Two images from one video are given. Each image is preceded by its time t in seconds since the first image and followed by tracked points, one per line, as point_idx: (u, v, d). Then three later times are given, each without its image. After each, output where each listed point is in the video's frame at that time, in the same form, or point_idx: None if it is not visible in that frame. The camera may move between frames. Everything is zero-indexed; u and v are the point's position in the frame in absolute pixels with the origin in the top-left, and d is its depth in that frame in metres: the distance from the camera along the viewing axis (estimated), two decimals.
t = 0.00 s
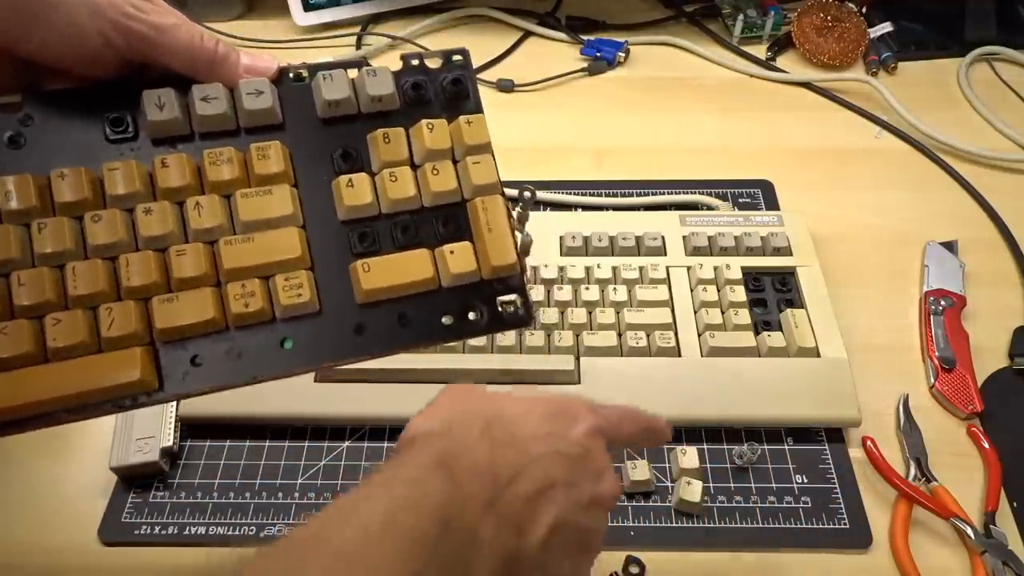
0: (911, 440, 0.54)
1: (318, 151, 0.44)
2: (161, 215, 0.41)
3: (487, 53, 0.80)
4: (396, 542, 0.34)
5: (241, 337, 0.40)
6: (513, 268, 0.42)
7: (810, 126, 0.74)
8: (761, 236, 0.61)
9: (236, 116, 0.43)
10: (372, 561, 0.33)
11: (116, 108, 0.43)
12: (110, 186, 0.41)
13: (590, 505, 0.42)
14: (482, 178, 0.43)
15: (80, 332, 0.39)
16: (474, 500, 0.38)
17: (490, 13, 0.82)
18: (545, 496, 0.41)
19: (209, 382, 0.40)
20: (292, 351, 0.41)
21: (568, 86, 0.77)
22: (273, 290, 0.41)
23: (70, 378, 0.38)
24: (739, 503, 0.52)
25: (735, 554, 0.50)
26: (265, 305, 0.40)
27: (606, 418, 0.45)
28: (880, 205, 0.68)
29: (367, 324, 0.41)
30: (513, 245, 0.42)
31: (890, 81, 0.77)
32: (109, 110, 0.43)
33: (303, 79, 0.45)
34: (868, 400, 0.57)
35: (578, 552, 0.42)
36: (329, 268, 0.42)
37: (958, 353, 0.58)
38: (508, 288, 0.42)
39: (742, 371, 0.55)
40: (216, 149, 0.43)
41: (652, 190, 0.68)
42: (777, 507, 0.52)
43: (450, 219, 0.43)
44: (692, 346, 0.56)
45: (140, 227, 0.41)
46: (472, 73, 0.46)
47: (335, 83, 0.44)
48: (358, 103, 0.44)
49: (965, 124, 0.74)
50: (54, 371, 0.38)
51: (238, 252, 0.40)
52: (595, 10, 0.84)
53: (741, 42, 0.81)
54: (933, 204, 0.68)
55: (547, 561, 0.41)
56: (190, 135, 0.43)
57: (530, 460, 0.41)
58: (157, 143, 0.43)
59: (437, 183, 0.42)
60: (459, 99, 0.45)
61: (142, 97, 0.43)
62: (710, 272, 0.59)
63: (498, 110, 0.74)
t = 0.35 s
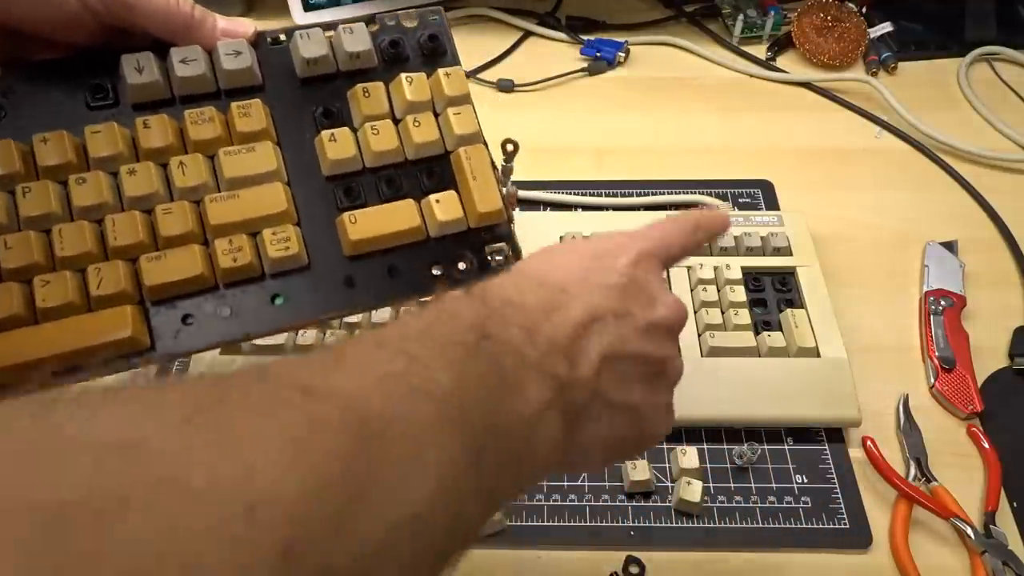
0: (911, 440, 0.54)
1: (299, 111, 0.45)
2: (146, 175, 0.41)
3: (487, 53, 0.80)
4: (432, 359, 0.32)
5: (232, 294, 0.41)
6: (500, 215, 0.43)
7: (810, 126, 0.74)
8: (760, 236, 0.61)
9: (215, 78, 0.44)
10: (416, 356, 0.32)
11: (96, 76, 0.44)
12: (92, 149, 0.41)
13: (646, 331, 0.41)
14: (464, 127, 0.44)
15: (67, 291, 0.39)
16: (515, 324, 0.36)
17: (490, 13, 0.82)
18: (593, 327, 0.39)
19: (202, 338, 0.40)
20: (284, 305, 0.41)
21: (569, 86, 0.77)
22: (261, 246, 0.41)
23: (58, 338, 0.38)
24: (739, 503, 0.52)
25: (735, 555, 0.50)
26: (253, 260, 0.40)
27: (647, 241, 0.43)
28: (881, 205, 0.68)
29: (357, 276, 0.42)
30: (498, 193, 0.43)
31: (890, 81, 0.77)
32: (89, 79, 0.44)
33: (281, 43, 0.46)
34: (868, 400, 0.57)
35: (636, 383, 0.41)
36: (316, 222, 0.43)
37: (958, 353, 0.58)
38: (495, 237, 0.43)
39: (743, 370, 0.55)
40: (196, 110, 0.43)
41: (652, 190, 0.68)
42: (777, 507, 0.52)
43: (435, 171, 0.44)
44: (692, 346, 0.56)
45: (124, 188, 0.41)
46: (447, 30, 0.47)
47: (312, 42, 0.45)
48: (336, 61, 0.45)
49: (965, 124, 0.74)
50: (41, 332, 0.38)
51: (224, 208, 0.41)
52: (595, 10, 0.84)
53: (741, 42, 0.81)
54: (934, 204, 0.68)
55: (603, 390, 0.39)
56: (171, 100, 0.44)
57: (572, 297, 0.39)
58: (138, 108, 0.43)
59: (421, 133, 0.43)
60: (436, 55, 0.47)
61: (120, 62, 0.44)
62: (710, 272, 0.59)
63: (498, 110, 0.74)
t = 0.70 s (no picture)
0: (911, 440, 0.54)
1: (312, 132, 0.44)
2: (141, 196, 0.40)
3: (487, 54, 0.80)
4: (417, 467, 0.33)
5: (224, 328, 0.40)
6: (518, 257, 0.41)
7: (810, 126, 0.74)
8: (760, 236, 0.61)
9: (223, 93, 0.43)
10: (395, 476, 0.33)
11: (93, 85, 0.43)
12: (86, 165, 0.41)
13: (641, 413, 0.40)
14: (484, 160, 0.42)
15: (49, 319, 0.38)
16: (508, 412, 0.36)
17: (490, 13, 0.82)
18: (591, 406, 0.38)
19: (189, 374, 0.39)
20: (277, 342, 0.40)
21: (569, 86, 0.77)
22: (257, 277, 0.41)
23: (38, 368, 0.38)
24: (739, 503, 0.52)
25: (736, 554, 0.50)
26: (247, 293, 0.40)
27: (642, 314, 0.42)
28: (880, 205, 0.68)
29: (358, 316, 0.41)
30: (518, 234, 0.41)
31: (890, 81, 0.77)
32: (85, 88, 0.43)
33: (298, 55, 0.45)
34: (868, 400, 0.57)
35: (630, 465, 0.40)
36: (320, 258, 0.42)
37: (958, 353, 0.58)
38: (513, 278, 0.42)
39: (744, 370, 0.55)
40: (199, 126, 0.42)
41: (651, 190, 0.68)
42: (776, 507, 0.52)
43: (450, 204, 0.42)
44: (692, 346, 0.56)
45: (117, 209, 0.40)
46: (477, 47, 0.45)
47: (330, 58, 0.44)
48: (354, 78, 0.44)
49: (965, 124, 0.74)
50: (23, 361, 0.38)
51: (219, 236, 0.40)
52: (595, 10, 0.84)
53: (741, 42, 0.81)
54: (933, 204, 0.68)
55: (598, 473, 0.38)
56: (176, 113, 0.43)
57: (572, 370, 0.38)
58: (140, 121, 0.43)
59: (436, 164, 0.42)
60: (463, 75, 0.45)
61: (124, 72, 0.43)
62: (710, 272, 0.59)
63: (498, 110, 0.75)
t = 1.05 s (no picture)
0: (911, 440, 0.54)
1: (313, 159, 0.44)
2: (137, 225, 0.40)
3: (487, 54, 0.80)
4: (386, 535, 0.33)
5: (222, 360, 0.40)
6: (520, 287, 0.42)
7: (810, 126, 0.74)
8: (761, 236, 0.61)
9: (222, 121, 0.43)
10: (351, 561, 0.32)
11: (90, 109, 0.43)
12: (80, 192, 0.41)
13: (613, 467, 0.40)
14: (487, 189, 0.42)
15: (41, 351, 0.38)
16: (475, 479, 0.35)
17: (490, 13, 0.82)
18: (561, 464, 0.38)
19: (184, 408, 0.39)
20: (275, 374, 0.40)
21: (569, 86, 0.77)
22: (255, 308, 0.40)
23: (29, 404, 0.38)
24: (739, 503, 0.52)
25: (735, 554, 0.50)
26: (246, 324, 0.40)
27: (612, 363, 0.41)
28: (880, 205, 0.68)
29: (357, 347, 0.41)
30: (520, 263, 0.42)
31: (890, 81, 0.77)
32: (82, 113, 0.43)
33: (297, 80, 0.45)
34: (867, 400, 0.57)
35: (599, 520, 0.40)
36: (319, 287, 0.42)
37: (959, 354, 0.58)
38: (515, 307, 0.42)
39: (743, 369, 0.55)
40: (197, 154, 0.42)
41: (651, 190, 0.68)
42: (777, 507, 0.52)
43: (452, 232, 0.42)
44: (691, 345, 0.56)
45: (113, 238, 0.40)
46: (479, 74, 0.46)
47: (331, 84, 0.44)
48: (355, 104, 0.44)
49: (965, 123, 0.74)
50: (14, 396, 0.38)
51: (218, 266, 0.40)
52: (595, 10, 0.84)
53: (741, 42, 0.81)
54: (933, 203, 0.68)
55: (569, 532, 0.38)
56: (172, 139, 0.43)
57: (540, 428, 0.38)
58: (136, 147, 0.43)
59: (438, 193, 0.42)
60: (466, 102, 0.45)
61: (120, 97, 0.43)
62: (710, 272, 0.59)
63: (497, 110, 0.75)
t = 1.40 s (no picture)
0: (911, 440, 0.54)
1: (297, 152, 0.44)
2: (117, 220, 0.40)
3: (487, 54, 0.80)
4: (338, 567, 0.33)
5: (206, 356, 0.40)
6: (508, 278, 0.41)
7: (810, 126, 0.74)
8: (761, 236, 0.61)
9: (203, 113, 0.43)
10: None
11: (71, 105, 0.43)
12: (60, 189, 0.41)
13: (576, 491, 0.39)
14: (473, 179, 0.42)
15: (20, 349, 0.38)
16: (432, 508, 0.36)
17: (490, 13, 0.82)
18: (520, 490, 0.38)
19: (166, 407, 0.39)
20: (259, 370, 0.40)
21: (569, 86, 0.77)
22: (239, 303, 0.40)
23: (8, 403, 0.38)
24: (739, 503, 0.52)
25: (736, 554, 0.50)
26: (229, 319, 0.39)
27: (578, 387, 0.40)
28: (880, 205, 0.68)
29: (344, 340, 0.41)
30: (508, 254, 0.41)
31: (890, 81, 0.77)
32: (63, 109, 0.43)
33: (279, 73, 0.45)
34: (867, 400, 0.57)
35: (562, 543, 0.39)
36: (303, 282, 0.41)
37: (959, 354, 0.58)
38: (504, 299, 0.42)
39: (743, 369, 0.55)
40: (177, 148, 0.42)
41: (652, 190, 0.68)
42: (776, 507, 0.52)
43: (439, 224, 0.42)
44: (691, 346, 0.56)
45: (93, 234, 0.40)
46: (464, 64, 0.46)
47: (313, 76, 0.44)
48: (338, 96, 0.44)
49: (965, 123, 0.74)
50: None
51: (199, 260, 0.40)
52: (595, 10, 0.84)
53: (741, 42, 0.81)
54: (933, 203, 0.68)
55: (529, 557, 0.38)
56: (153, 133, 0.43)
57: (501, 453, 0.38)
58: (116, 143, 0.43)
59: (424, 183, 0.42)
60: (451, 93, 0.45)
61: (100, 92, 0.43)
62: (710, 272, 0.59)
63: (497, 110, 0.74)
